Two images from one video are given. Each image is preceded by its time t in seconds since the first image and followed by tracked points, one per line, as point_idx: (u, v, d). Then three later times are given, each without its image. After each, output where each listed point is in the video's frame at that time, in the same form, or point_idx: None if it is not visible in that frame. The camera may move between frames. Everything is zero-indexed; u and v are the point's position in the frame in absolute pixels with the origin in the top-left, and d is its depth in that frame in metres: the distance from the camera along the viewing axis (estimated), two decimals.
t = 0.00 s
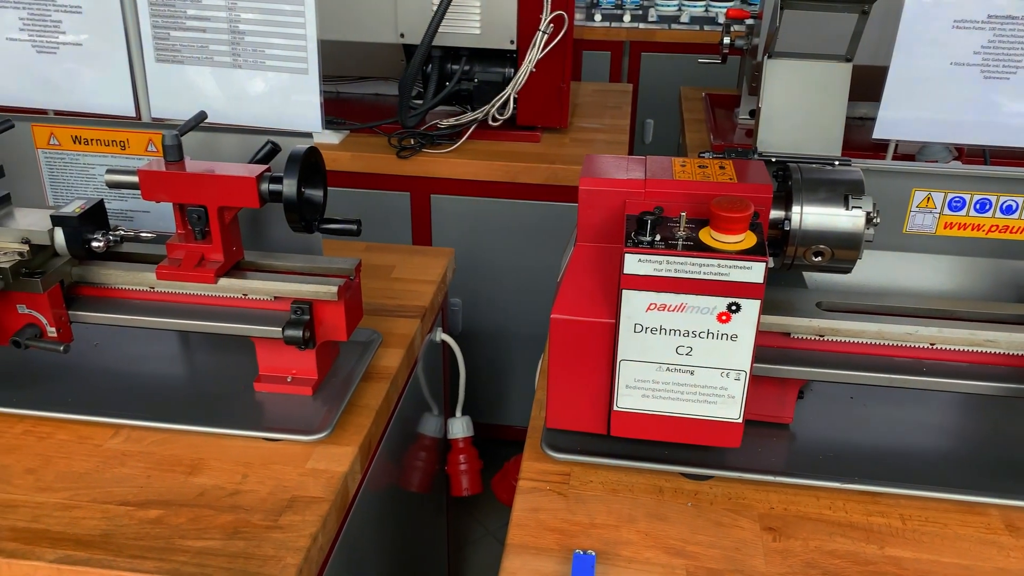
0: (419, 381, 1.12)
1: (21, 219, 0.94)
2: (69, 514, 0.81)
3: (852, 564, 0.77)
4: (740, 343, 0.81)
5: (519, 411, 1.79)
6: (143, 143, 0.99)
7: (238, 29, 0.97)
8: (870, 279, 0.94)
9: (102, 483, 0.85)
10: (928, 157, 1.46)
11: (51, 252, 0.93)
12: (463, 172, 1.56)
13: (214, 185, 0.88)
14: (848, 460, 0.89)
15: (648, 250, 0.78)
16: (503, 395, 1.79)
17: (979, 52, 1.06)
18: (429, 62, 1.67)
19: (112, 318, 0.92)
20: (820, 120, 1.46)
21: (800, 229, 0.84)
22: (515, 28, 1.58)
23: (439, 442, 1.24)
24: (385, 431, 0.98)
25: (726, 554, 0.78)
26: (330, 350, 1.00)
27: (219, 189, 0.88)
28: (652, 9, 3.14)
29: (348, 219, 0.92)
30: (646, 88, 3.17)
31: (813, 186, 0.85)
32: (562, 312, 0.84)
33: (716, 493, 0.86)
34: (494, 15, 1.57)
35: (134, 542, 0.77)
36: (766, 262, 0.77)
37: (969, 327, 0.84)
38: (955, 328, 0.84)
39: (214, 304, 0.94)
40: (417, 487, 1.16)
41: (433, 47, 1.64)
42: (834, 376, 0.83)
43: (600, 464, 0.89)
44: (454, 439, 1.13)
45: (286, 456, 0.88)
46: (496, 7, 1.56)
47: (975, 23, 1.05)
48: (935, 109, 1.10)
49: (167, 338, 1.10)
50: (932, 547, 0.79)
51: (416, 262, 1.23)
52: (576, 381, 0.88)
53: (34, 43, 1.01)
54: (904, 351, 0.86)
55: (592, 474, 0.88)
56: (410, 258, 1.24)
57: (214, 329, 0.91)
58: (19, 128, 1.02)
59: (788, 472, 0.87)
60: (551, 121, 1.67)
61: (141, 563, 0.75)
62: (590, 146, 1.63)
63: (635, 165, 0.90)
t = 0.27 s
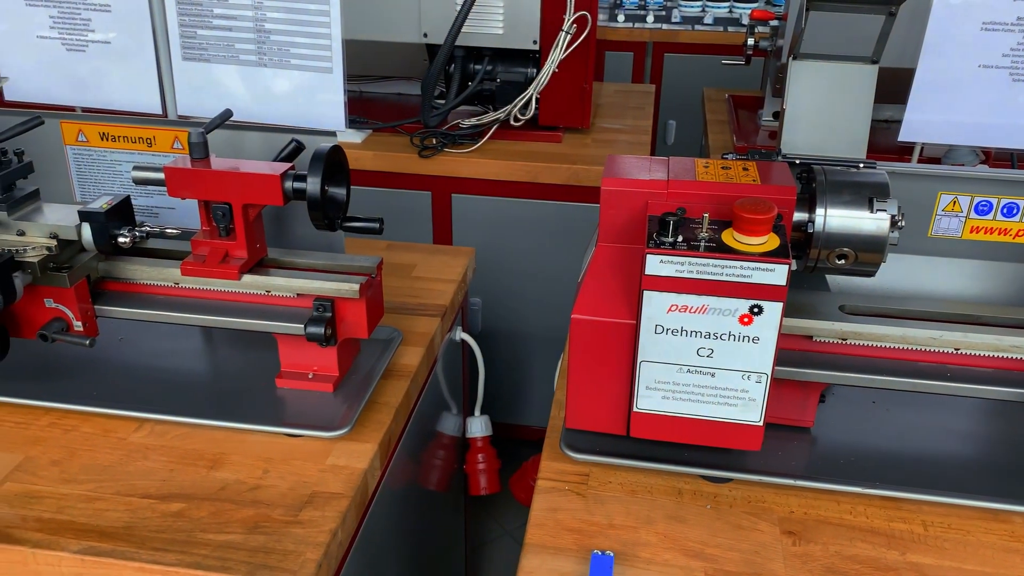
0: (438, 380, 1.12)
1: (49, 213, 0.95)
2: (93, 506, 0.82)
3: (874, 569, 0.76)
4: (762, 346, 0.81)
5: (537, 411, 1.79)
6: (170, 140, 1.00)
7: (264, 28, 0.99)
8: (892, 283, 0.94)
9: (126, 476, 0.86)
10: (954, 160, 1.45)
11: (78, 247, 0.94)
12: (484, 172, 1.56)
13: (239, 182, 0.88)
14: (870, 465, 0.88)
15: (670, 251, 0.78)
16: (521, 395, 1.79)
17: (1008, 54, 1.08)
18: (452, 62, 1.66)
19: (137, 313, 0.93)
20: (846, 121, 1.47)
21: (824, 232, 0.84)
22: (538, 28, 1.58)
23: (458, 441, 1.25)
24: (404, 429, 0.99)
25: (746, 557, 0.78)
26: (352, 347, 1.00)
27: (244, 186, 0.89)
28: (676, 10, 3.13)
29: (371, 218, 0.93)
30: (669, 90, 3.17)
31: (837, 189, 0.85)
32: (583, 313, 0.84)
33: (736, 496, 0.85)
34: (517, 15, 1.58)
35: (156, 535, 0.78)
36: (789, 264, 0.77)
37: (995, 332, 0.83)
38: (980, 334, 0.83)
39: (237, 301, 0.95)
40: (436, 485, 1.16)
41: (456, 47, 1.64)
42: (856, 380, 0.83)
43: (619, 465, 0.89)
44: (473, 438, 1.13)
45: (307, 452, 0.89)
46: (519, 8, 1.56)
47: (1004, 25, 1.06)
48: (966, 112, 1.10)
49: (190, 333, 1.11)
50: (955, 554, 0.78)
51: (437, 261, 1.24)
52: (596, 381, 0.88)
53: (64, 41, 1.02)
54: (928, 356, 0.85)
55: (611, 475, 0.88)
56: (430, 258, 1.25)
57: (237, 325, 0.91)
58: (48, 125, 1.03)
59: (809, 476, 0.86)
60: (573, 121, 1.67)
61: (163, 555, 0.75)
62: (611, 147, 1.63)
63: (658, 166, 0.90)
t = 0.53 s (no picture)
0: (456, 379, 1.13)
1: (74, 209, 0.96)
2: (115, 499, 0.83)
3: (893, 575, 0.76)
4: (782, 349, 0.80)
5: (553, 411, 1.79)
6: (193, 138, 1.01)
7: (288, 27, 1.00)
8: (916, 287, 0.93)
9: (147, 470, 0.86)
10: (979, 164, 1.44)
11: (103, 244, 0.96)
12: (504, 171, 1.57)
13: (261, 180, 0.89)
14: (890, 470, 0.87)
15: (690, 252, 0.78)
16: (537, 395, 1.80)
17: None
18: (473, 62, 1.67)
19: (160, 308, 0.94)
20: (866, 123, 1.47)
21: (845, 235, 0.84)
22: (559, 28, 1.58)
23: (474, 440, 1.25)
24: (422, 427, 0.99)
25: (763, 560, 0.78)
26: (371, 345, 1.01)
27: (266, 184, 0.90)
28: (698, 10, 3.12)
29: (391, 216, 0.93)
30: (690, 90, 3.16)
31: (859, 191, 0.84)
32: (602, 313, 0.84)
33: (754, 499, 0.85)
34: (538, 16, 1.58)
35: (176, 529, 0.79)
36: (810, 267, 0.76)
37: (1018, 338, 0.83)
38: (1004, 339, 0.82)
39: (258, 298, 0.95)
40: (452, 483, 1.17)
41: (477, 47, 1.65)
42: (876, 384, 0.82)
43: (636, 466, 0.88)
44: (490, 437, 1.13)
45: (326, 449, 0.89)
46: (541, 8, 1.56)
47: None
48: (988, 114, 1.10)
49: (212, 329, 1.12)
50: (976, 561, 0.77)
51: (456, 260, 1.24)
52: (615, 382, 0.87)
53: (90, 39, 1.04)
54: (950, 360, 0.84)
55: (628, 476, 0.88)
56: (450, 257, 1.25)
57: (258, 321, 0.92)
58: (74, 122, 1.05)
59: (828, 480, 0.86)
60: (593, 121, 1.68)
61: (183, 549, 0.76)
62: (631, 147, 1.63)
63: (679, 167, 0.90)
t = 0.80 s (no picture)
0: (473, 378, 1.13)
1: (99, 206, 0.98)
2: (136, 492, 0.84)
3: None
4: (802, 351, 0.80)
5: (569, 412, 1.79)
6: (215, 136, 1.02)
7: (310, 26, 1.00)
8: (938, 291, 0.92)
9: (167, 464, 0.87)
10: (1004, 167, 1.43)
11: (126, 240, 0.97)
12: (523, 171, 1.57)
13: (283, 178, 0.90)
14: (910, 475, 0.87)
15: (710, 253, 0.78)
16: (553, 396, 1.80)
17: None
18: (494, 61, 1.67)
19: (182, 304, 0.95)
20: (891, 125, 1.49)
21: (867, 238, 0.83)
22: (580, 29, 1.59)
23: (491, 439, 1.25)
24: (439, 426, 1.00)
25: (781, 563, 0.77)
26: (390, 343, 1.02)
27: (287, 182, 0.90)
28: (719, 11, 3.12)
29: (411, 215, 0.94)
30: (710, 92, 3.16)
31: (882, 194, 0.84)
32: (621, 314, 0.84)
33: (771, 502, 0.85)
34: (559, 16, 1.58)
35: (196, 523, 0.80)
36: (831, 269, 0.76)
37: None
38: None
39: (278, 295, 0.96)
40: (469, 482, 1.17)
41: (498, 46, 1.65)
42: (897, 388, 0.82)
43: (654, 467, 0.88)
44: (507, 437, 1.14)
45: (344, 445, 0.90)
46: (562, 8, 1.57)
47: None
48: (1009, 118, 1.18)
49: (232, 326, 1.13)
50: (996, 568, 0.76)
51: (474, 259, 1.25)
52: (633, 383, 0.87)
53: (116, 38, 1.06)
54: (973, 365, 0.84)
55: (645, 477, 0.88)
56: (468, 256, 1.25)
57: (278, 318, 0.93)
58: (99, 119, 1.06)
59: (846, 484, 0.85)
60: (614, 122, 1.68)
61: (202, 543, 0.77)
62: (651, 148, 1.63)
63: (699, 167, 0.90)
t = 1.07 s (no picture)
0: (492, 377, 1.13)
1: (125, 202, 0.99)
2: (158, 485, 0.85)
3: None
4: (823, 354, 0.80)
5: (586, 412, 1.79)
6: (240, 134, 1.03)
7: (335, 25, 1.01)
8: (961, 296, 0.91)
9: (190, 458, 0.88)
10: None
11: (151, 236, 0.98)
12: (543, 171, 1.58)
13: (306, 176, 0.91)
14: (932, 480, 0.86)
15: (732, 255, 0.78)
16: (570, 396, 1.80)
17: None
18: (516, 62, 1.68)
19: (206, 300, 0.96)
20: (914, 126, 1.48)
21: (891, 240, 0.83)
22: (602, 30, 1.59)
23: (509, 438, 1.25)
24: (458, 424, 1.00)
25: (800, 566, 0.77)
26: (410, 341, 1.02)
27: (311, 180, 0.91)
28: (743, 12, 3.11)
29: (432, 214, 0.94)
30: (733, 93, 3.15)
31: (905, 196, 0.83)
32: (641, 314, 0.84)
33: (791, 505, 0.84)
34: (582, 16, 1.58)
35: (217, 516, 0.80)
36: (854, 272, 0.75)
37: None
38: None
39: (300, 292, 0.97)
40: (486, 481, 1.17)
41: (519, 47, 1.65)
42: (919, 392, 0.81)
43: (672, 469, 0.88)
44: (525, 436, 1.14)
45: (364, 442, 0.90)
46: (584, 9, 1.57)
47: None
48: None
49: (254, 322, 1.14)
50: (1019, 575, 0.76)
51: (495, 259, 1.25)
52: (652, 384, 0.87)
53: (143, 36, 1.07)
54: (996, 371, 0.83)
55: (664, 478, 0.88)
56: (488, 255, 1.26)
57: (300, 315, 0.94)
58: (126, 117, 1.07)
59: (867, 488, 0.85)
60: (636, 123, 1.67)
61: (223, 536, 0.78)
62: (673, 149, 1.63)
63: (722, 169, 0.89)
